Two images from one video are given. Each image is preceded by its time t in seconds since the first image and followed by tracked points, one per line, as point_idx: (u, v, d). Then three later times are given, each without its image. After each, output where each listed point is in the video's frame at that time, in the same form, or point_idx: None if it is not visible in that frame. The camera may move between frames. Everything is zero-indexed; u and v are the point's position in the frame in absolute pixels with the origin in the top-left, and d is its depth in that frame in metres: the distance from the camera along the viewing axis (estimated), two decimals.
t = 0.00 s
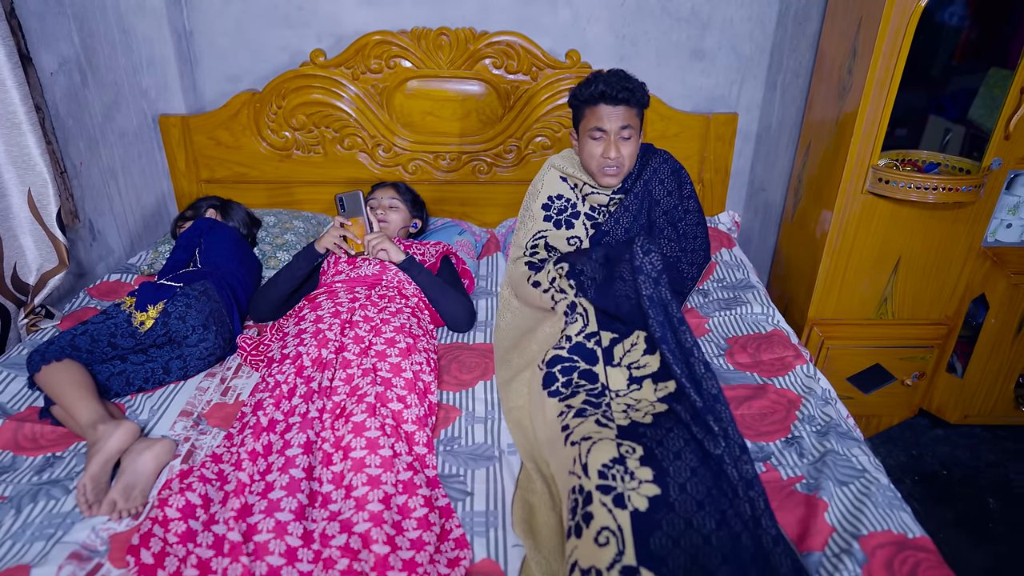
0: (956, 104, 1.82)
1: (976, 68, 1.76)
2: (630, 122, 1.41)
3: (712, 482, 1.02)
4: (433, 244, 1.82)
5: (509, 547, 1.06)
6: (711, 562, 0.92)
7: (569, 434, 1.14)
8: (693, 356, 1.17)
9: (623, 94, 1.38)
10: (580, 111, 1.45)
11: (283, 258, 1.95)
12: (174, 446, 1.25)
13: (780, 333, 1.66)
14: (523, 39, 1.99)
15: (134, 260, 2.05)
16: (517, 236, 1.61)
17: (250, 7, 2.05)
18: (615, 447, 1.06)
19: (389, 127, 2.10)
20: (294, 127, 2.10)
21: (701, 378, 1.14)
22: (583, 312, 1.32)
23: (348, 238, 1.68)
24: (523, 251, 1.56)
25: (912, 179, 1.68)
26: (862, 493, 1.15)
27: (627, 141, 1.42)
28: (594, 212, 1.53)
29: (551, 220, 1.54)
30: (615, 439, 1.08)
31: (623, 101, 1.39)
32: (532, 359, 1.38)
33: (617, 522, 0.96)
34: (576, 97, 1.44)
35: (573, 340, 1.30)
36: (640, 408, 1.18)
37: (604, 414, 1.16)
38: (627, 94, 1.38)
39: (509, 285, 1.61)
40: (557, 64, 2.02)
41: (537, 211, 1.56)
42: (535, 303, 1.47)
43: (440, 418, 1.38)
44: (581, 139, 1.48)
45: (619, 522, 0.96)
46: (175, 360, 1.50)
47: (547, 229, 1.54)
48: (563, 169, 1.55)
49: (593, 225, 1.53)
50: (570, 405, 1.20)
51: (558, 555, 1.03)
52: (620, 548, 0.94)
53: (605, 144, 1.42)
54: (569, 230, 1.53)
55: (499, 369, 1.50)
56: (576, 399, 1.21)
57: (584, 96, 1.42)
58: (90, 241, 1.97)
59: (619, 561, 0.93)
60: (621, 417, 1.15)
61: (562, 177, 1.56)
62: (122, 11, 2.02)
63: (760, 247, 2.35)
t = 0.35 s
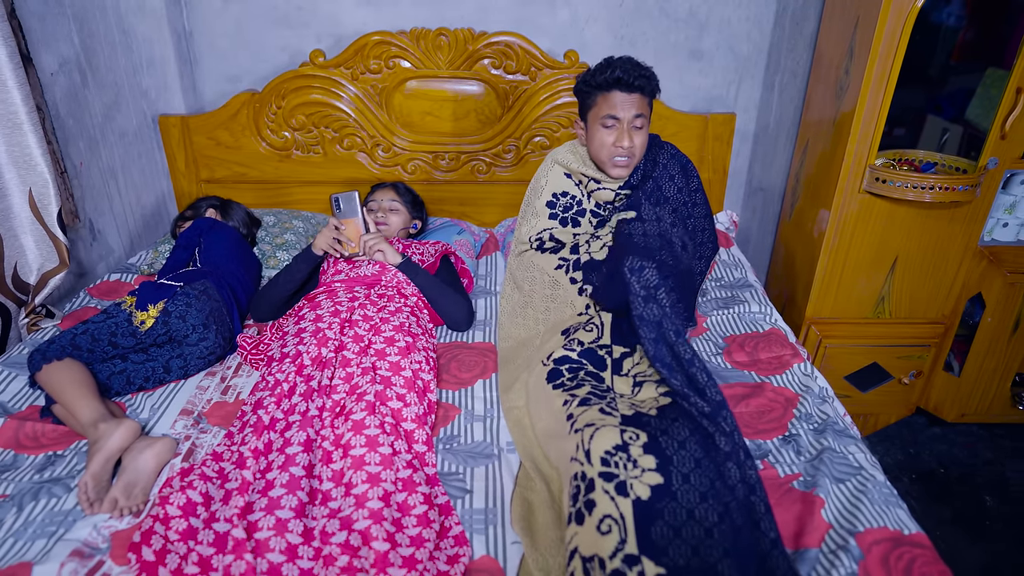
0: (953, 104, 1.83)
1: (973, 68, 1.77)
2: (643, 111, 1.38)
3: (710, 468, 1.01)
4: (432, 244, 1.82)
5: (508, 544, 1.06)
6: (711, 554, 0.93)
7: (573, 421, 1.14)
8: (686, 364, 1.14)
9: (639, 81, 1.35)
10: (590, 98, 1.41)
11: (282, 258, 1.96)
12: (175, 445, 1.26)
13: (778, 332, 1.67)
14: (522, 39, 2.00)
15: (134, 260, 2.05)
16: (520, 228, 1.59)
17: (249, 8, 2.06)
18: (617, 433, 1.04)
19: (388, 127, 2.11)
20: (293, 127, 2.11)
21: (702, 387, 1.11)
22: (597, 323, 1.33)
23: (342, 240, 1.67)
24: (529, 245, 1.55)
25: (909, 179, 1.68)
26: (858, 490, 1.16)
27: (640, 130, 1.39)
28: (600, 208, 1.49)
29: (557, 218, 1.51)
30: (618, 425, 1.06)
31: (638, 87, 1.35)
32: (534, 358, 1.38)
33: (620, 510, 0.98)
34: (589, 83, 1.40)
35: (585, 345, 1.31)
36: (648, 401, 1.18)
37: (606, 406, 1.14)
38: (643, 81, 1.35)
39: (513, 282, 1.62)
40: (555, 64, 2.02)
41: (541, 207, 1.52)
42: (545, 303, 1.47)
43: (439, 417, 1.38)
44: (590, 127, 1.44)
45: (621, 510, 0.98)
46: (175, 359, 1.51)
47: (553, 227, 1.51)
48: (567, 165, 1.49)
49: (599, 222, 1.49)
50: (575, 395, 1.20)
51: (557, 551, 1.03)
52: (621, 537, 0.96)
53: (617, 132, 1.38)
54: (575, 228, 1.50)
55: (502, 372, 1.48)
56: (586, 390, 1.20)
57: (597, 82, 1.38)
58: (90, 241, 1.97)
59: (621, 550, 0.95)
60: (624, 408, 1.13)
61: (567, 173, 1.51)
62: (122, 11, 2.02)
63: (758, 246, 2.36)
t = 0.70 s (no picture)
0: (952, 103, 1.84)
1: (971, 68, 1.78)
2: (648, 103, 1.40)
3: (712, 464, 1.01)
4: (432, 243, 1.82)
5: (509, 542, 1.06)
6: (710, 548, 0.92)
7: (570, 413, 1.15)
8: (674, 371, 1.15)
9: (643, 73, 1.39)
10: (597, 92, 1.45)
11: (282, 257, 1.96)
12: (175, 443, 1.26)
13: (778, 330, 1.67)
14: (522, 38, 2.00)
15: (134, 259, 2.05)
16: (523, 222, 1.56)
17: (249, 7, 2.06)
18: (615, 423, 1.06)
19: (388, 126, 2.10)
20: (293, 126, 2.11)
21: (695, 390, 1.12)
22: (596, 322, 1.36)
23: (342, 239, 1.67)
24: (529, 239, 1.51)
25: (909, 178, 1.68)
26: (859, 488, 1.16)
27: (645, 123, 1.41)
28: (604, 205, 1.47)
29: (560, 214, 1.49)
30: (616, 415, 1.08)
31: (643, 79, 1.39)
32: (535, 355, 1.38)
33: (617, 500, 0.98)
34: (595, 78, 1.44)
35: (585, 341, 1.32)
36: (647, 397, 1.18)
37: (606, 399, 1.15)
38: (648, 74, 1.39)
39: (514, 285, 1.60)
40: (555, 63, 2.02)
41: (545, 202, 1.50)
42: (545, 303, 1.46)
43: (440, 415, 1.38)
44: (596, 122, 1.46)
45: (619, 500, 0.98)
46: (175, 358, 1.50)
47: (556, 222, 1.48)
48: (574, 159, 1.48)
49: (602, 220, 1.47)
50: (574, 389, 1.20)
51: (558, 547, 1.04)
52: (620, 527, 0.96)
53: (623, 123, 1.40)
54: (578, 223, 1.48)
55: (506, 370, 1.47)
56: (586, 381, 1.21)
57: (604, 75, 1.42)
58: (90, 240, 1.97)
59: (620, 540, 0.95)
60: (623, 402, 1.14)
61: (573, 168, 1.49)
62: (122, 11, 2.02)
63: (758, 245, 2.36)
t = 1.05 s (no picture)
0: (954, 102, 1.83)
1: (974, 66, 1.77)
2: (682, 99, 1.34)
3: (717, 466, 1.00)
4: (431, 243, 1.82)
5: (510, 546, 1.05)
6: (711, 549, 0.91)
7: (573, 407, 1.10)
8: (690, 369, 1.15)
9: (685, 67, 1.32)
10: (631, 79, 1.35)
11: (280, 257, 1.94)
12: (173, 445, 1.25)
13: (781, 331, 1.66)
14: (522, 36, 1.99)
15: (130, 259, 2.04)
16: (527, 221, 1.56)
17: (247, 5, 2.04)
18: (618, 416, 1.02)
19: (387, 124, 2.09)
20: (291, 125, 2.09)
21: (706, 390, 1.11)
22: (586, 313, 1.29)
23: (344, 236, 1.66)
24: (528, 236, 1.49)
25: (912, 176, 1.67)
26: (864, 491, 1.15)
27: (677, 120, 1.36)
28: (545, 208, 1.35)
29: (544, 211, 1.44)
30: (619, 408, 1.04)
31: (685, 73, 1.33)
32: (532, 353, 1.34)
33: (622, 493, 0.94)
34: (632, 63, 1.34)
35: (581, 337, 1.27)
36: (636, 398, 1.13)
37: (606, 394, 1.11)
38: (688, 69, 1.33)
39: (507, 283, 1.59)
40: (556, 62, 2.01)
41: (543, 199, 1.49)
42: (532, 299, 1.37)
43: (440, 417, 1.37)
44: (623, 110, 1.38)
45: (623, 493, 0.94)
46: (173, 359, 1.49)
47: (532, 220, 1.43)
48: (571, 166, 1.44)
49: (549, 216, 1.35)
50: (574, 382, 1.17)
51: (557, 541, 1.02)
52: (623, 520, 0.93)
53: (657, 117, 1.33)
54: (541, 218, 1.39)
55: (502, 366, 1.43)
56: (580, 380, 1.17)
57: (642, 62, 1.33)
58: (86, 240, 1.95)
59: (623, 533, 0.92)
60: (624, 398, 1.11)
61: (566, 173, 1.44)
62: (119, 8, 2.00)
63: (760, 245, 2.35)
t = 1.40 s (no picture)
0: (954, 101, 1.83)
1: (974, 66, 1.76)
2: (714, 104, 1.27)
3: (717, 463, 0.98)
4: (431, 243, 1.81)
5: (511, 548, 1.05)
6: (713, 554, 0.90)
7: (574, 407, 1.09)
8: (694, 380, 1.11)
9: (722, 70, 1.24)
10: (662, 78, 1.25)
11: (279, 257, 1.94)
12: (170, 447, 1.24)
13: (781, 331, 1.66)
14: (521, 35, 1.98)
15: (128, 260, 2.03)
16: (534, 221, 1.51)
17: (245, 4, 2.03)
18: (620, 417, 1.01)
19: (387, 124, 2.08)
20: (290, 125, 2.08)
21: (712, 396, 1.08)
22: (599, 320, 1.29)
23: (344, 236, 1.64)
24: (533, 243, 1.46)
25: (914, 176, 1.66)
26: (866, 492, 1.14)
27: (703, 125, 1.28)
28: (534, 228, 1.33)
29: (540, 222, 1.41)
30: (622, 409, 1.03)
31: (719, 78, 1.25)
32: (536, 354, 1.32)
33: (624, 494, 0.94)
34: (667, 62, 1.24)
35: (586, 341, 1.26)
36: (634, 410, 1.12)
37: (608, 392, 1.10)
38: (722, 73, 1.25)
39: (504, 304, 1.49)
40: (555, 61, 2.00)
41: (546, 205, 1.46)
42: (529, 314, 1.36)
43: (440, 418, 1.36)
44: (651, 109, 1.27)
45: (624, 494, 0.94)
46: (171, 360, 1.48)
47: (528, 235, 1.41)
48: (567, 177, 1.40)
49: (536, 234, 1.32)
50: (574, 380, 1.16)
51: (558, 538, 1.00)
52: (625, 521, 0.93)
53: (688, 120, 1.24)
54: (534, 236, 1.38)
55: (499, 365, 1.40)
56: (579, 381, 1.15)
57: (678, 61, 1.23)
58: (84, 241, 1.95)
59: (625, 536, 0.92)
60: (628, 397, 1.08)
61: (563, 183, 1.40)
62: (116, 8, 1.99)
63: (761, 246, 2.34)
